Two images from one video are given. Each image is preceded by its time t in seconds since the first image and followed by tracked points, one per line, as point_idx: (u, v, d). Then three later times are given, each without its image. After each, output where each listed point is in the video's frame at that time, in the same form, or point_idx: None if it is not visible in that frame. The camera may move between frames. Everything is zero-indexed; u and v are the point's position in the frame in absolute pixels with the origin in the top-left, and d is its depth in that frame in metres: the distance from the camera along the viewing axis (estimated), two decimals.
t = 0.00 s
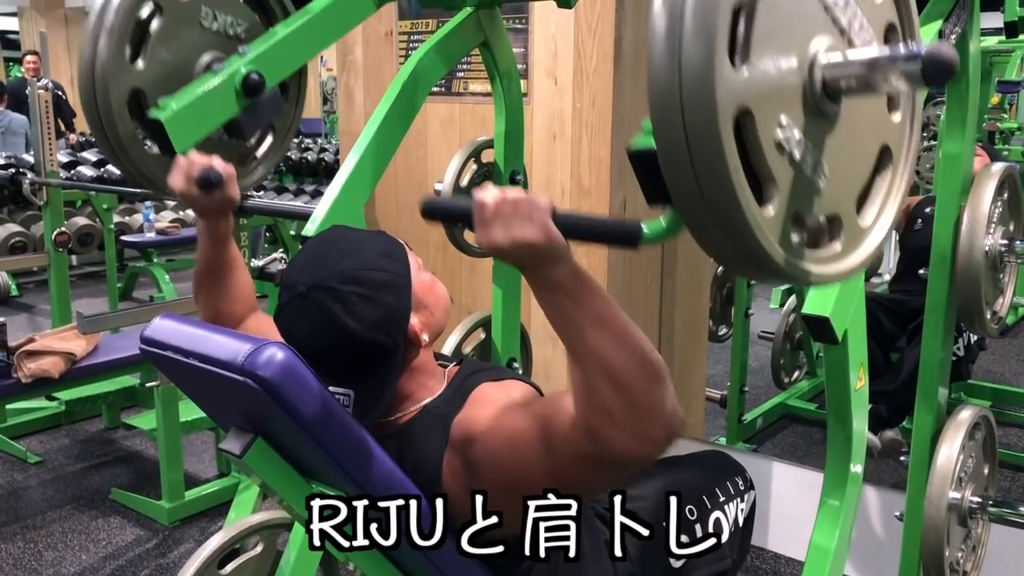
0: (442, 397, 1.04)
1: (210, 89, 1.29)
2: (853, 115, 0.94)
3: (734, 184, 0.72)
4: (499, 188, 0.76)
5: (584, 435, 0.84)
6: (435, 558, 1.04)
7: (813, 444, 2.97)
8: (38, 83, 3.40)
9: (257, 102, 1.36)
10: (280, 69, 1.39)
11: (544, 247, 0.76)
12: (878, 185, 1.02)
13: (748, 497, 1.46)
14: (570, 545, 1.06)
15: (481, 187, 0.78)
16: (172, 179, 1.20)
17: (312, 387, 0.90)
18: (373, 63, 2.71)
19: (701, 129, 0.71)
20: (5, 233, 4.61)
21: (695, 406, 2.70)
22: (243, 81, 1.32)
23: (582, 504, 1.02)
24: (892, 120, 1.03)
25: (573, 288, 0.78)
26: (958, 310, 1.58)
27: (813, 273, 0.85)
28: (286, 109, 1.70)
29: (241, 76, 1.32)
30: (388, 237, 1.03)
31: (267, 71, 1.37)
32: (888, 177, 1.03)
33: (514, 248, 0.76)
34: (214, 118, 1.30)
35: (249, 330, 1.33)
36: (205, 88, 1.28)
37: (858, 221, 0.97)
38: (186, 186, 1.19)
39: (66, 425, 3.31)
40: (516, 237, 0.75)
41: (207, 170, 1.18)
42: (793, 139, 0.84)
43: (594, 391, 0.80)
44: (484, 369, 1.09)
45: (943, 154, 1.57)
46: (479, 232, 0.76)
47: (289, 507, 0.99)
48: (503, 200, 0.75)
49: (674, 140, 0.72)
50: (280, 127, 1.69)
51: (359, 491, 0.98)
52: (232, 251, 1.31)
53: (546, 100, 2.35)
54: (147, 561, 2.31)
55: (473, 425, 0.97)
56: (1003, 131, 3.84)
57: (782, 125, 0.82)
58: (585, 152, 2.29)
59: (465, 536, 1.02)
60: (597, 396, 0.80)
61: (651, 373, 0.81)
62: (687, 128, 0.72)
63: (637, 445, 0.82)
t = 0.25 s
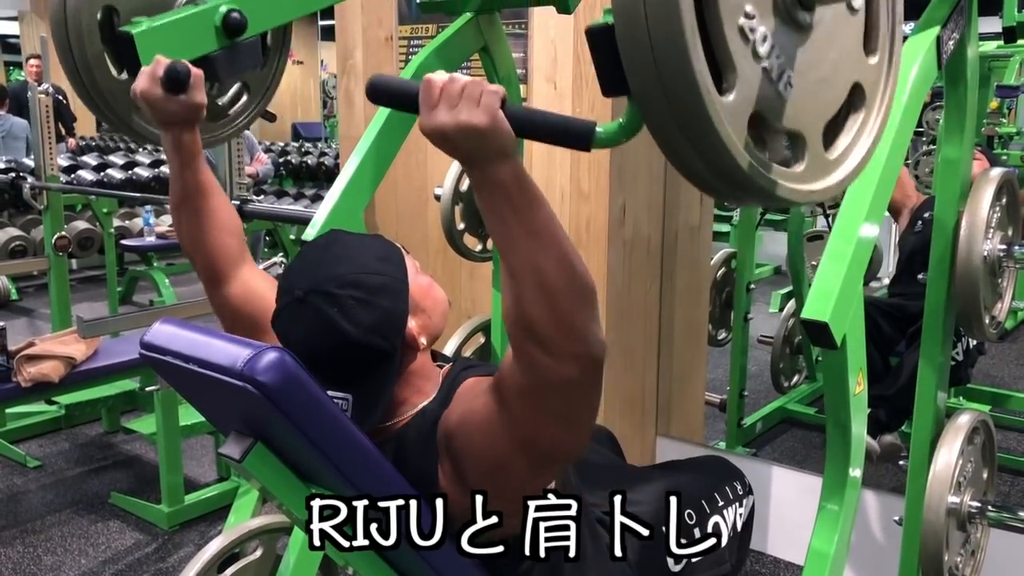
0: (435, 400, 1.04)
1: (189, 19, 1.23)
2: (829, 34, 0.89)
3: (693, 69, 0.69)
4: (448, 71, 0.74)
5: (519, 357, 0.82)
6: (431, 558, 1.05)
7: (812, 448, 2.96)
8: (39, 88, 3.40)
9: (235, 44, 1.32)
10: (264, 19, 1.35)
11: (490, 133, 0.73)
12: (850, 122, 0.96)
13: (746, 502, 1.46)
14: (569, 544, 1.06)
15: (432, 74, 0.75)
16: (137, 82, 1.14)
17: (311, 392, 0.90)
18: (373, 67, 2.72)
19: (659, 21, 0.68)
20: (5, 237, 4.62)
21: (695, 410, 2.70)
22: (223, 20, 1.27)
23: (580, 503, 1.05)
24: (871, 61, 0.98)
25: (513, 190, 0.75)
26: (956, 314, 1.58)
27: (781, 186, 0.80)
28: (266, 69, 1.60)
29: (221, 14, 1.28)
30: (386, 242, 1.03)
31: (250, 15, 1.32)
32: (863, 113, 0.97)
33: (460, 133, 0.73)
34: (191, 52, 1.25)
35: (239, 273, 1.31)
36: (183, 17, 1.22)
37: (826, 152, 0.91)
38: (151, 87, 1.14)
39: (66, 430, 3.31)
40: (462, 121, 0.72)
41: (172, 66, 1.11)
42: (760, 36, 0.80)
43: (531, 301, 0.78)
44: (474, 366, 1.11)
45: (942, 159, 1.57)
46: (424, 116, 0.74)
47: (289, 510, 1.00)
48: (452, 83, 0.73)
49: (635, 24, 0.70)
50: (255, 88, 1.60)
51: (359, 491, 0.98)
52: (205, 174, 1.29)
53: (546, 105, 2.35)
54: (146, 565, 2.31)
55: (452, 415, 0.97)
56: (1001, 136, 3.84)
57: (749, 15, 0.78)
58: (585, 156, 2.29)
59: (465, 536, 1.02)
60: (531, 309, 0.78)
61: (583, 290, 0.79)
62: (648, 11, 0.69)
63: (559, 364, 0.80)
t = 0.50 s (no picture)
0: (441, 408, 1.05)
1: (202, 74, 1.26)
2: (840, 103, 0.90)
3: (708, 132, 0.68)
4: (480, 157, 0.74)
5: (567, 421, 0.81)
6: (430, 560, 1.04)
7: (812, 453, 2.97)
8: (39, 92, 3.40)
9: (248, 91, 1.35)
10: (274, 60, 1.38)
11: (525, 220, 0.73)
12: (854, 191, 0.96)
13: (746, 506, 1.46)
14: (569, 544, 1.06)
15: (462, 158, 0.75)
16: (160, 154, 1.20)
17: (311, 396, 0.90)
18: (373, 72, 2.73)
19: (678, 90, 0.68)
20: (4, 241, 4.62)
21: (694, 415, 2.70)
22: (235, 69, 1.30)
23: (581, 505, 1.03)
24: (879, 133, 0.98)
25: (549, 263, 0.76)
26: (955, 319, 1.59)
27: (796, 255, 0.80)
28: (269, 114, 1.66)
29: (233, 64, 1.30)
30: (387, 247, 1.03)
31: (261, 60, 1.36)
32: (870, 181, 0.97)
33: (496, 220, 0.73)
34: (206, 105, 1.27)
35: (241, 318, 1.36)
36: (196, 73, 1.25)
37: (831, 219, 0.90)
38: (173, 161, 1.19)
39: (65, 434, 3.31)
40: (496, 208, 0.73)
41: (194, 144, 1.16)
42: (773, 101, 0.79)
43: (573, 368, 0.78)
44: (481, 379, 1.10)
45: (940, 164, 1.58)
46: (458, 202, 0.74)
47: (289, 514, 1.00)
48: (483, 169, 0.73)
49: (654, 93, 0.68)
50: (259, 137, 1.66)
51: (358, 493, 0.98)
52: (220, 234, 1.34)
53: (545, 111, 2.35)
54: (146, 570, 2.31)
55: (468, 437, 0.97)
56: (999, 141, 3.85)
57: (761, 80, 0.78)
58: (584, 160, 2.29)
59: (464, 536, 1.02)
60: (583, 375, 0.77)
61: (633, 356, 0.78)
62: (667, 79, 0.68)
63: (617, 430, 0.80)
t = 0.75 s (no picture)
0: (445, 417, 1.05)
1: (231, 151, 1.40)
2: (868, 191, 0.94)
3: (746, 245, 0.73)
4: (535, 273, 0.76)
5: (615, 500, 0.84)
6: (426, 561, 1.04)
7: (811, 458, 2.97)
8: (38, 97, 3.41)
9: (274, 155, 1.48)
10: (294, 117, 1.50)
11: (583, 329, 0.76)
12: (882, 267, 1.01)
13: (746, 510, 1.46)
14: (571, 546, 1.00)
15: (517, 272, 0.78)
16: (206, 252, 1.20)
17: (309, 400, 0.90)
18: (372, 78, 2.73)
19: (716, 200, 0.73)
20: (4, 246, 4.62)
21: (693, 420, 2.70)
22: (260, 136, 1.44)
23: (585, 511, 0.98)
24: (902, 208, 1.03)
25: (606, 362, 0.79)
26: (954, 324, 1.59)
27: (830, 341, 0.86)
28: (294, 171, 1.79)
29: (259, 131, 1.44)
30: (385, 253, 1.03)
31: (284, 123, 1.48)
32: (894, 256, 1.02)
33: (554, 332, 0.76)
34: (237, 176, 1.42)
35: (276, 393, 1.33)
36: (225, 152, 1.40)
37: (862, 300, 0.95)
38: (219, 260, 1.20)
39: (64, 438, 3.31)
40: (555, 322, 0.75)
41: (240, 249, 1.18)
42: (807, 204, 0.83)
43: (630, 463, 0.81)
44: (488, 390, 1.09)
45: (938, 169, 1.58)
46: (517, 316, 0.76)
47: (287, 518, 0.99)
48: (539, 285, 0.75)
49: (698, 208, 0.74)
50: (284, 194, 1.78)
51: (356, 493, 0.98)
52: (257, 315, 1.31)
53: (544, 116, 2.36)
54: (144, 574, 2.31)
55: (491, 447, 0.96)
56: (998, 146, 3.85)
57: (797, 186, 0.82)
58: (583, 165, 2.30)
59: (464, 537, 1.00)
60: (637, 468, 0.81)
61: (684, 444, 0.81)
62: (708, 197, 0.73)
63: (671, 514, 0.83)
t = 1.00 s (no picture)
0: (449, 422, 1.05)
1: (245, 181, 1.51)
2: (877, 227, 1.04)
3: (768, 296, 0.84)
4: (561, 319, 0.83)
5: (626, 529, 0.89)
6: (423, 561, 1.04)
7: (810, 462, 2.97)
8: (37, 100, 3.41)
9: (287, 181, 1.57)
10: (304, 141, 1.58)
11: (608, 371, 0.82)
12: (897, 289, 1.13)
13: (745, 515, 1.46)
14: (571, 546, 0.96)
15: (544, 318, 0.84)
16: (227, 290, 1.25)
17: (308, 403, 0.90)
18: (372, 82, 2.74)
19: (738, 251, 0.83)
20: (2, 249, 4.62)
21: (692, 424, 2.70)
22: (273, 164, 1.53)
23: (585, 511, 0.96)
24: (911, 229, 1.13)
25: (626, 402, 0.85)
26: (952, 328, 1.59)
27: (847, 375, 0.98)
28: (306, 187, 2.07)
29: (272, 159, 1.53)
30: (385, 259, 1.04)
31: (294, 148, 1.56)
32: (907, 280, 1.14)
33: (578, 374, 0.82)
34: (253, 204, 1.53)
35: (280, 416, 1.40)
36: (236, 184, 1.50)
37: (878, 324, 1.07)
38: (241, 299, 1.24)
39: (62, 442, 3.30)
40: (581, 365, 0.82)
41: (261, 288, 1.22)
42: (822, 248, 0.94)
43: (645, 498, 0.85)
44: (493, 398, 1.09)
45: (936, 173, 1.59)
46: (545, 360, 0.83)
47: (286, 521, 0.99)
48: (565, 329, 0.82)
49: (717, 261, 0.84)
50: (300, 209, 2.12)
51: (356, 493, 0.97)
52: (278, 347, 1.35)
53: (543, 120, 2.36)
54: None
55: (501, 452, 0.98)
56: (996, 150, 3.86)
57: (814, 234, 0.92)
58: (582, 169, 2.30)
59: (464, 538, 1.01)
60: (648, 505, 0.86)
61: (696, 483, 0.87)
62: (730, 251, 0.83)
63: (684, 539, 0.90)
